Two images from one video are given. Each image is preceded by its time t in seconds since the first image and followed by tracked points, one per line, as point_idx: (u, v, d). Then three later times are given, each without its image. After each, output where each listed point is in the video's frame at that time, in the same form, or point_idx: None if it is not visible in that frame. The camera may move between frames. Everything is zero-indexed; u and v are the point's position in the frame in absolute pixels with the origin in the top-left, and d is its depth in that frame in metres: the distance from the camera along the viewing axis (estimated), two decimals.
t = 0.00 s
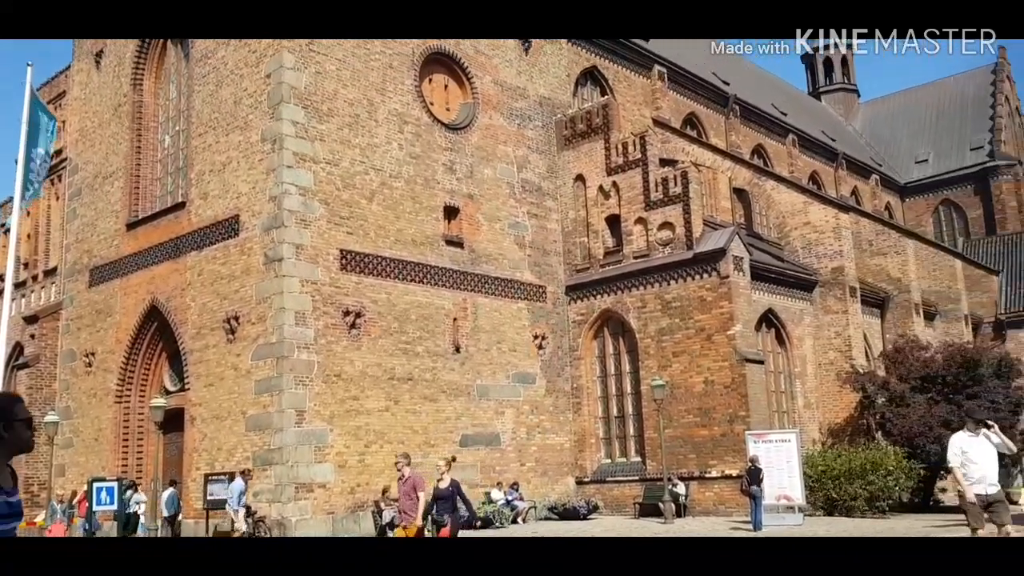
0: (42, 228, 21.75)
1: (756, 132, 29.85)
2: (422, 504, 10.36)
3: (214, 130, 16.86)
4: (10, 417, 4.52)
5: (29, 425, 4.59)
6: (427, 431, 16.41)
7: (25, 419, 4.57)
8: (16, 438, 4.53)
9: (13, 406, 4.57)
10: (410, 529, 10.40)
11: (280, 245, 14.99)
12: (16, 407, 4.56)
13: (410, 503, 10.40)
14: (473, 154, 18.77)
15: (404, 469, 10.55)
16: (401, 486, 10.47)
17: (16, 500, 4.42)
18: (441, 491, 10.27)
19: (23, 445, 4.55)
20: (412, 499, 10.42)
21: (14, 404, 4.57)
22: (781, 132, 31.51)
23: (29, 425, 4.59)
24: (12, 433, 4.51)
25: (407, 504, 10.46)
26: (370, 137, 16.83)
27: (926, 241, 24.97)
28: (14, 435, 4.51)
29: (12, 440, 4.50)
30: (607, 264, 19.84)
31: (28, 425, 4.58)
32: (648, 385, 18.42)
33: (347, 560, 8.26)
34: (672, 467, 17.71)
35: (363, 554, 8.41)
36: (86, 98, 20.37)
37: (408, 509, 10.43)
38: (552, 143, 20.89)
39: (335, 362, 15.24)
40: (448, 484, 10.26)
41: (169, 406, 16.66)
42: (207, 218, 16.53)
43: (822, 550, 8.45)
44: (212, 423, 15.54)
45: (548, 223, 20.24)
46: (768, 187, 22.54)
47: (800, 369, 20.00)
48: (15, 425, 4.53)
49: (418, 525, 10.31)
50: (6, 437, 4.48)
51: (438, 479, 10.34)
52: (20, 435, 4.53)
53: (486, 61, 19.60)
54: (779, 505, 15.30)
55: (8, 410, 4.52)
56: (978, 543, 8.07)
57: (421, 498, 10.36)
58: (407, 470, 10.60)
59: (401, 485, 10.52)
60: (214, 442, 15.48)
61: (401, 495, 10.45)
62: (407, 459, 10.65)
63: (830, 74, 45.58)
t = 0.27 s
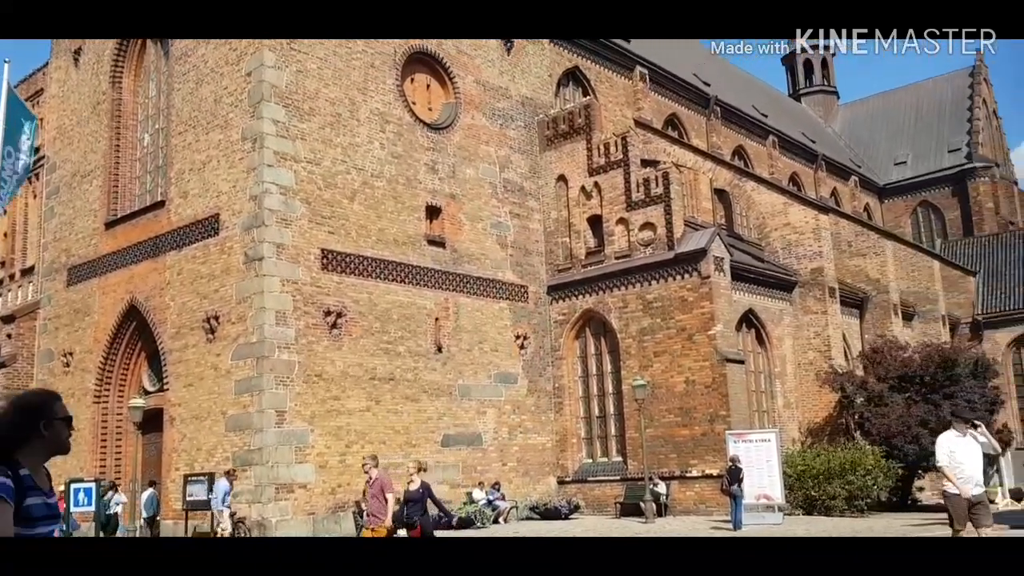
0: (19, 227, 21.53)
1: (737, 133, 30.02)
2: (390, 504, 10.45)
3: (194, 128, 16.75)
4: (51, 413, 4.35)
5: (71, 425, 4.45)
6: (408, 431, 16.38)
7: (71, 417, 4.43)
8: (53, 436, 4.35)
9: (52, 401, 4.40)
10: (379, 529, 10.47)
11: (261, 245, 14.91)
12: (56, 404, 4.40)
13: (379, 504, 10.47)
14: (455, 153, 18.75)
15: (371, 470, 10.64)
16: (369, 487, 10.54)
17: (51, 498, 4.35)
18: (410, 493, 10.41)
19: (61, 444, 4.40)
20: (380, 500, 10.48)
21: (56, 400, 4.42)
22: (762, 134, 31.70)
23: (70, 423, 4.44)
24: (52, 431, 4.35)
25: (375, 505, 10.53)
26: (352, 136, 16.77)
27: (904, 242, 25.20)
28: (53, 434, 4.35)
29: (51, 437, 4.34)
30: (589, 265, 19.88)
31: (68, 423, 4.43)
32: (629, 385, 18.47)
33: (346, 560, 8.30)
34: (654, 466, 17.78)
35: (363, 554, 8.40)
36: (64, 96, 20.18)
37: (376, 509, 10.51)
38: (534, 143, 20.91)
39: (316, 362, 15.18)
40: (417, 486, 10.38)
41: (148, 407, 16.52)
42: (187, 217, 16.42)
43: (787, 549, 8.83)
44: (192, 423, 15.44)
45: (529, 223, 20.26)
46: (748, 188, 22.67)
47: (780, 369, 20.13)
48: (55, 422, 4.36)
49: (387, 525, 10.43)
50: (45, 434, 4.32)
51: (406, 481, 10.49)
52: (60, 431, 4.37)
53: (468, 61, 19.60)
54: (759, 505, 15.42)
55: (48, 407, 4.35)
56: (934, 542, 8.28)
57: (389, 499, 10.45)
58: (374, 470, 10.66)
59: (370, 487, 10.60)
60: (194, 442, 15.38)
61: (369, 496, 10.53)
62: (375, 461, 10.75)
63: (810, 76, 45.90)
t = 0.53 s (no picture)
0: None
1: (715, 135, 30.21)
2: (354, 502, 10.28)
3: (170, 125, 16.60)
4: (91, 407, 4.36)
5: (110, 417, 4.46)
6: (385, 431, 16.32)
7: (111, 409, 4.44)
8: (93, 432, 4.36)
9: (91, 393, 4.41)
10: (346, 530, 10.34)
11: (237, 243, 14.81)
12: (96, 397, 4.41)
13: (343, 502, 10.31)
14: (433, 152, 18.72)
15: (336, 469, 10.52)
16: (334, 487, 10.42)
17: (90, 495, 4.34)
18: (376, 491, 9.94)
19: (101, 439, 4.40)
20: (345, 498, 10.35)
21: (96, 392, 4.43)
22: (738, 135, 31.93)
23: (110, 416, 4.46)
24: (93, 426, 4.36)
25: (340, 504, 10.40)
26: (330, 134, 16.69)
27: (878, 244, 25.45)
28: (93, 428, 4.36)
29: (91, 432, 4.35)
30: (567, 265, 19.92)
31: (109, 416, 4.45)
32: (606, 385, 18.52)
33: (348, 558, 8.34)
34: (630, 466, 17.84)
35: (366, 554, 8.50)
36: (37, 91, 19.93)
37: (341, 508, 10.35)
38: (513, 143, 20.92)
39: (292, 361, 15.09)
40: (382, 484, 9.91)
41: (122, 406, 16.36)
42: (162, 215, 16.27)
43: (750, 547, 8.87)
44: (166, 423, 15.30)
45: (507, 222, 20.27)
46: (725, 189, 22.81)
47: (756, 370, 20.25)
48: (96, 416, 4.38)
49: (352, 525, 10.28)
50: (86, 428, 4.34)
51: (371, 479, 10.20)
52: (100, 426, 4.38)
53: (446, 60, 19.56)
54: (735, 504, 15.53)
55: (88, 400, 4.37)
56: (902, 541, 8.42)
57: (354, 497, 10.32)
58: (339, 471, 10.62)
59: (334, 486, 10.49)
60: (168, 442, 15.24)
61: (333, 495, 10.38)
62: (339, 459, 10.59)
63: (786, 79, 46.30)
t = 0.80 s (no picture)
0: None
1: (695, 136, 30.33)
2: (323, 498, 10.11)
3: (149, 121, 16.46)
4: (140, 400, 4.26)
5: (159, 412, 4.34)
6: (364, 430, 16.26)
7: (159, 403, 4.33)
8: (141, 427, 4.25)
9: (142, 386, 4.31)
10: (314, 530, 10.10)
11: (215, 241, 14.70)
12: (145, 390, 4.31)
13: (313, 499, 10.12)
14: (414, 151, 18.67)
15: (304, 466, 10.34)
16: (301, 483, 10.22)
17: (136, 492, 4.19)
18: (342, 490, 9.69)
19: (149, 434, 4.29)
20: (314, 495, 10.16)
21: (146, 386, 4.34)
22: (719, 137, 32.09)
23: (158, 411, 4.34)
24: (141, 420, 4.25)
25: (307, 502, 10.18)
26: (310, 132, 16.61)
27: (856, 246, 25.65)
28: (141, 422, 4.25)
29: (139, 426, 4.24)
30: (547, 265, 19.93)
31: (157, 411, 4.33)
32: (585, 385, 18.55)
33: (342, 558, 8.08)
34: (609, 466, 17.88)
35: (362, 554, 8.31)
36: (13, 85, 19.70)
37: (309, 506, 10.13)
38: (494, 143, 20.92)
39: (271, 359, 15.00)
40: (350, 483, 9.67)
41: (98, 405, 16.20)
42: (140, 211, 16.13)
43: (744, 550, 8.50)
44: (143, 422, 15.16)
45: (488, 222, 20.27)
46: (705, 191, 22.92)
47: (734, 370, 20.36)
48: (145, 410, 4.27)
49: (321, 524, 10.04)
50: (133, 422, 4.22)
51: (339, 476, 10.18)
52: (147, 420, 4.27)
53: (428, 59, 19.51)
54: (712, 504, 15.56)
55: (137, 393, 4.26)
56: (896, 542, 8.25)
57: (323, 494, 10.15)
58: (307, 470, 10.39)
59: (301, 482, 10.27)
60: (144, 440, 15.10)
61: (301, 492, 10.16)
62: (308, 456, 10.38)
63: (766, 82, 46.58)
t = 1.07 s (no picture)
0: None
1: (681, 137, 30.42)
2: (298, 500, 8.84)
3: (133, 118, 16.35)
4: (199, 396, 3.94)
5: (219, 410, 4.01)
6: (349, 429, 16.22)
7: (221, 401, 4.00)
8: (201, 424, 3.93)
9: (202, 382, 3.99)
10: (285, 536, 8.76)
11: (200, 239, 14.62)
12: (206, 385, 3.99)
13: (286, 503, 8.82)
14: (401, 150, 18.64)
15: (277, 468, 9.08)
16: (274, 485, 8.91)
17: (197, 493, 3.90)
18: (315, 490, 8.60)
19: (211, 433, 3.97)
20: (287, 498, 8.84)
21: (208, 382, 4.01)
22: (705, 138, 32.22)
23: (220, 408, 4.02)
24: (201, 417, 3.93)
25: (277, 507, 8.85)
26: (296, 130, 16.55)
27: (840, 248, 25.79)
28: (201, 420, 3.93)
29: (199, 424, 3.92)
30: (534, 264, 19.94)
31: (218, 408, 4.01)
32: (571, 384, 18.57)
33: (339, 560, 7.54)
34: (594, 465, 17.92)
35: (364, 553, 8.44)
36: None
37: (279, 510, 8.81)
38: (481, 142, 20.92)
39: (255, 358, 14.94)
40: (324, 482, 8.62)
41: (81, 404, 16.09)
42: (124, 209, 16.02)
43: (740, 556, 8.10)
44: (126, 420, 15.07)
45: (475, 221, 20.27)
46: (691, 191, 22.98)
47: (719, 370, 20.42)
48: (205, 407, 3.95)
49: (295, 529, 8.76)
50: (191, 420, 3.90)
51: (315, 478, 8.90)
52: (208, 417, 3.95)
53: (415, 57, 19.48)
54: (697, 504, 15.60)
55: (197, 390, 3.94)
56: (885, 541, 8.02)
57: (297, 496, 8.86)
58: (278, 470, 9.12)
59: (272, 485, 8.96)
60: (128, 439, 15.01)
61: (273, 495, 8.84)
62: (281, 456, 9.21)
63: (752, 83, 46.78)
